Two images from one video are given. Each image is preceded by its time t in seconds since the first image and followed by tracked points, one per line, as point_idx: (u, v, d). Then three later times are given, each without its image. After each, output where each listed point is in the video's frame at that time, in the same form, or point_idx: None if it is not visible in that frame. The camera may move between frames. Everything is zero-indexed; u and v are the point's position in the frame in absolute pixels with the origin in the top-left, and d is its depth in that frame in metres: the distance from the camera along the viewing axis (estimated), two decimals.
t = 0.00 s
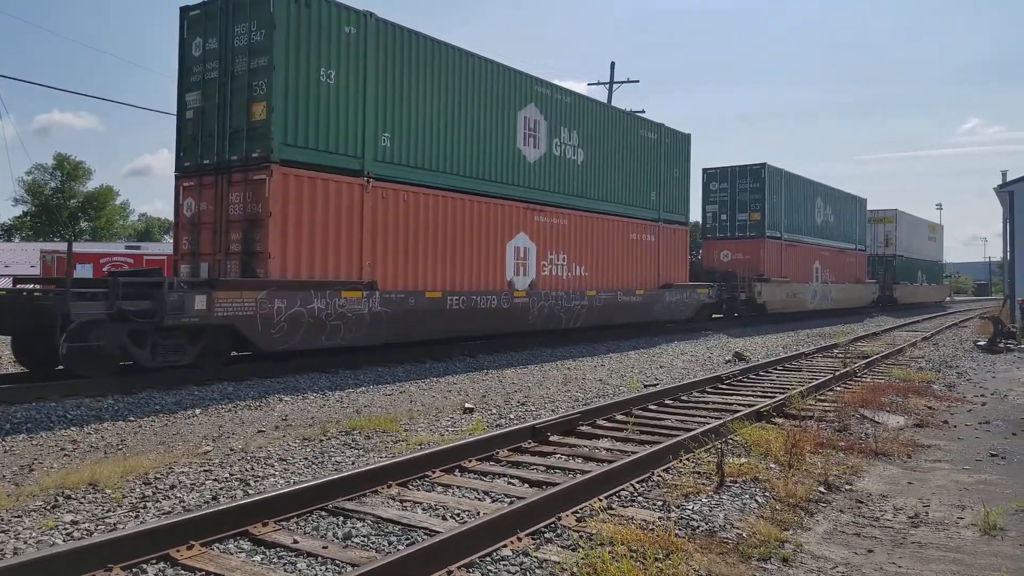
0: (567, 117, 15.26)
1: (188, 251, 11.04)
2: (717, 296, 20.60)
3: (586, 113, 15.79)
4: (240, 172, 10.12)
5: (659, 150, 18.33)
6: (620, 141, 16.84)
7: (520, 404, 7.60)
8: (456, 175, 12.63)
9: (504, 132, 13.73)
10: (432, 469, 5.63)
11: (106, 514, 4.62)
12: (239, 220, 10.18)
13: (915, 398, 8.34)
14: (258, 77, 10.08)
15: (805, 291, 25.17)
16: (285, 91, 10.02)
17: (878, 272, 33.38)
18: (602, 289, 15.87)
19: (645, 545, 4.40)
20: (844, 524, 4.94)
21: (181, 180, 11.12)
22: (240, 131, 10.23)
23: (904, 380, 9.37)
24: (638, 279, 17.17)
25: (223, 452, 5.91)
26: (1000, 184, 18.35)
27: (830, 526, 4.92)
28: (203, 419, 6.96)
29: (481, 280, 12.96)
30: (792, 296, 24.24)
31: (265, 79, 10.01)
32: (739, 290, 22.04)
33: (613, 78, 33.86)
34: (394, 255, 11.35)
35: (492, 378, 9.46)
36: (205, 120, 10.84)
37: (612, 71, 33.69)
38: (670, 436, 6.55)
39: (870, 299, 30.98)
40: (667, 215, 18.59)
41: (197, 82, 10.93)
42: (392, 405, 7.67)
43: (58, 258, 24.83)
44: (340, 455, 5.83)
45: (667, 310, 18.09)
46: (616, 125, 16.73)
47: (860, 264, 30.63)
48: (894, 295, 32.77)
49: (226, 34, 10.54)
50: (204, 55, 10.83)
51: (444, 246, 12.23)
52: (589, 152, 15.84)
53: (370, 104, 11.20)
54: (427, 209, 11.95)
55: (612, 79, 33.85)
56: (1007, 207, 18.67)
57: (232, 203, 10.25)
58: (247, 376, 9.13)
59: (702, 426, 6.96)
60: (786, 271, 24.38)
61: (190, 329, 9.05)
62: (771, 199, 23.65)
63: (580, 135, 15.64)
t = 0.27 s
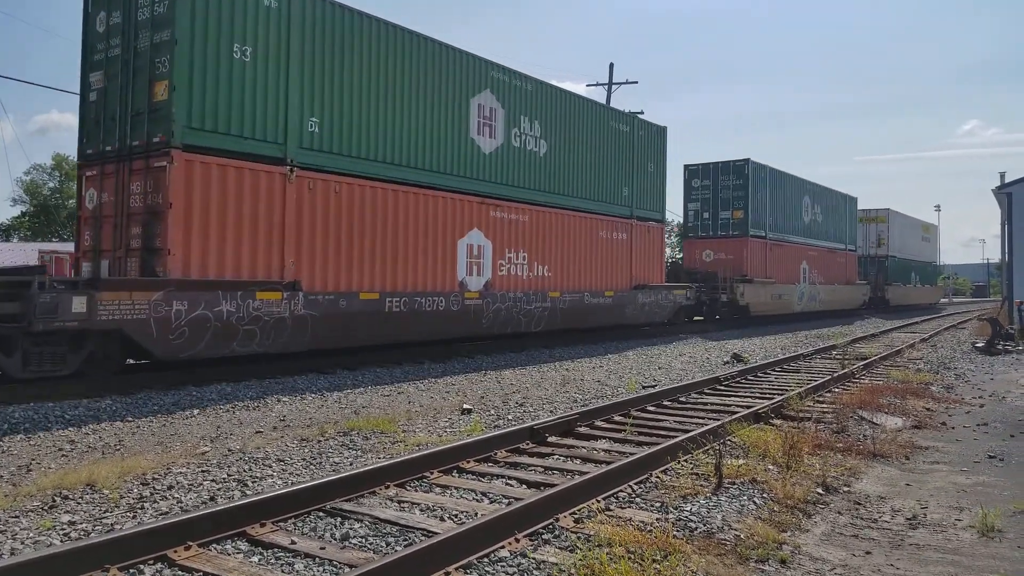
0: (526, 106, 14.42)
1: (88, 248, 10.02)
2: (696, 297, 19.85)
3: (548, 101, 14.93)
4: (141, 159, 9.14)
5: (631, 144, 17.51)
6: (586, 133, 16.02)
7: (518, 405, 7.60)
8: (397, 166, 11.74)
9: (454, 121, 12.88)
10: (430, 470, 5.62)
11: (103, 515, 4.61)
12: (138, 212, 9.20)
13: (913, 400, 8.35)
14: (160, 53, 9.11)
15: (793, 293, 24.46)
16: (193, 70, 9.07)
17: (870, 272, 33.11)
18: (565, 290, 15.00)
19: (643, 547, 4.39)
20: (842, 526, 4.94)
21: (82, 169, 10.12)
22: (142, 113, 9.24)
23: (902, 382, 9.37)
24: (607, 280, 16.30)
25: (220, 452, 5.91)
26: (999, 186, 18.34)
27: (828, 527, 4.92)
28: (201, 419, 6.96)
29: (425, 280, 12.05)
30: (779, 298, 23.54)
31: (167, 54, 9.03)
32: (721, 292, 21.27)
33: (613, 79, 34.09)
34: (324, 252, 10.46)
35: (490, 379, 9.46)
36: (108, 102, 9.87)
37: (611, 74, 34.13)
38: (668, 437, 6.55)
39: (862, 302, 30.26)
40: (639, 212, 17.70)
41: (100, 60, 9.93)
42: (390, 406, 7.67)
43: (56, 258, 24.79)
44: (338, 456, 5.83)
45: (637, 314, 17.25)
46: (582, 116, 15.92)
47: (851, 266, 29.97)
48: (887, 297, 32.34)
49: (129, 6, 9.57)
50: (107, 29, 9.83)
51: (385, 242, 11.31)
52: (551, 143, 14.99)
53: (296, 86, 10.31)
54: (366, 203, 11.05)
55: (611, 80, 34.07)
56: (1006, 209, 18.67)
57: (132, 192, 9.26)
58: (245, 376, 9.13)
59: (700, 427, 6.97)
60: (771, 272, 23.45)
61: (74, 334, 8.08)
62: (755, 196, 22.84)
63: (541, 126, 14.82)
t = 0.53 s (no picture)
0: (481, 95, 13.51)
1: None
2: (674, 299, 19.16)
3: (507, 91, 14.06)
4: (18, 146, 8.20)
5: (599, 138, 16.64)
6: (549, 126, 15.17)
7: (517, 408, 7.60)
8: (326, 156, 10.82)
9: (398, 110, 11.95)
10: (430, 474, 5.61)
11: (102, 519, 4.60)
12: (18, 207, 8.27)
13: (914, 402, 8.34)
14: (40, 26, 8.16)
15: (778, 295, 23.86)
16: (81, 46, 8.15)
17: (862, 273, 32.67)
18: (525, 292, 14.14)
19: (644, 550, 4.37)
20: (843, 529, 4.93)
21: None
22: (22, 94, 8.31)
23: (902, 384, 9.35)
24: (573, 281, 15.42)
25: (220, 457, 5.90)
26: (998, 189, 18.37)
27: (829, 530, 4.90)
28: (200, 423, 6.95)
29: (362, 280, 11.17)
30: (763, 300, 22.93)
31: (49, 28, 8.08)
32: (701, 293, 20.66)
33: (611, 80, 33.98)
34: (236, 251, 9.54)
35: (490, 382, 9.45)
36: None
37: (609, 77, 33.86)
38: (668, 440, 6.54)
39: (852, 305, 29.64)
40: (610, 209, 16.85)
41: None
42: (390, 409, 7.66)
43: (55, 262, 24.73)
44: (337, 460, 5.82)
45: (608, 318, 16.26)
46: (545, 107, 15.05)
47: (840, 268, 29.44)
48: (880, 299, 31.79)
49: None
50: None
51: (312, 241, 10.41)
52: (509, 135, 14.09)
53: (206, 65, 9.38)
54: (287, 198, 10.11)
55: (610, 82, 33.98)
56: (1005, 211, 18.68)
57: (11, 185, 8.34)
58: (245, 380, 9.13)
59: (701, 430, 6.95)
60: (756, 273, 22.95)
61: None
62: (738, 194, 22.35)
63: (497, 117, 13.92)
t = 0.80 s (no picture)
0: (429, 81, 12.41)
1: None
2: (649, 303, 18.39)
3: (460, 78, 13.05)
4: None
5: (565, 130, 15.60)
6: (511, 117, 14.16)
7: (516, 412, 7.60)
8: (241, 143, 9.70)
9: (331, 96, 10.88)
10: (429, 477, 5.62)
11: (101, 521, 4.59)
12: None
13: (912, 406, 8.34)
14: None
15: (762, 299, 23.10)
16: None
17: (855, 277, 31.74)
18: (479, 296, 13.03)
19: (642, 554, 4.37)
20: (841, 533, 4.93)
21: None
22: None
23: (901, 388, 9.35)
24: (534, 285, 14.31)
25: (218, 459, 5.90)
26: (998, 193, 18.37)
27: (827, 534, 4.90)
28: (198, 425, 6.95)
29: (284, 282, 10.06)
30: (745, 304, 22.20)
31: None
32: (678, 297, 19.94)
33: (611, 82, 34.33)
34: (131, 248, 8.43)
35: (489, 385, 9.44)
36: None
37: (609, 80, 34.42)
38: (667, 444, 6.54)
39: (842, 309, 28.90)
40: (577, 208, 15.88)
41: None
42: (388, 412, 7.66)
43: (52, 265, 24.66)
44: (336, 462, 5.82)
45: (575, 324, 15.33)
46: (504, 96, 14.01)
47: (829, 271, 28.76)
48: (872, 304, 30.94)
49: None
50: None
51: (224, 238, 9.33)
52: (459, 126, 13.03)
53: (93, 36, 8.26)
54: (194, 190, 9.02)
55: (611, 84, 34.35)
56: (1004, 215, 18.68)
57: None
58: (243, 382, 9.13)
59: (699, 434, 6.95)
60: (739, 276, 22.13)
61: None
62: (720, 192, 21.47)
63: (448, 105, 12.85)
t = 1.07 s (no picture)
0: (367, 63, 11.36)
1: None
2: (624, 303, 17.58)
3: (402, 60, 11.96)
4: None
5: (527, 120, 14.59)
6: (464, 105, 13.14)
7: (517, 413, 7.60)
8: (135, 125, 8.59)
9: (249, 77, 9.81)
10: (430, 478, 5.62)
11: (102, 524, 4.59)
12: None
13: (913, 406, 8.34)
14: None
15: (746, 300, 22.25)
16: None
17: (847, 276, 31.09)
18: (426, 297, 12.06)
19: (643, 554, 4.37)
20: (842, 533, 4.93)
21: None
22: None
23: (901, 388, 9.35)
24: (488, 286, 13.35)
25: (219, 461, 5.90)
26: (998, 192, 18.34)
27: (828, 534, 4.90)
28: (199, 428, 6.96)
29: (192, 283, 9.06)
30: (728, 305, 21.33)
31: None
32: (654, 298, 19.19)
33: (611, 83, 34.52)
34: None
35: (490, 387, 9.44)
36: None
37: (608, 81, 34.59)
38: (668, 444, 6.55)
39: (833, 309, 28.08)
40: (542, 204, 14.88)
41: None
42: (389, 413, 7.66)
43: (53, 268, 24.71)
44: (337, 464, 5.82)
45: (538, 328, 14.37)
46: (456, 83, 13.00)
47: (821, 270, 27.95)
48: (865, 304, 30.12)
49: None
50: None
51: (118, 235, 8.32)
52: (404, 113, 11.96)
53: None
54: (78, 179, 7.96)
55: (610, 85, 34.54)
56: (1005, 214, 18.63)
57: None
58: (244, 385, 9.13)
59: (700, 434, 6.96)
60: (721, 275, 21.23)
61: None
62: (701, 188, 20.61)
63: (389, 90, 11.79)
